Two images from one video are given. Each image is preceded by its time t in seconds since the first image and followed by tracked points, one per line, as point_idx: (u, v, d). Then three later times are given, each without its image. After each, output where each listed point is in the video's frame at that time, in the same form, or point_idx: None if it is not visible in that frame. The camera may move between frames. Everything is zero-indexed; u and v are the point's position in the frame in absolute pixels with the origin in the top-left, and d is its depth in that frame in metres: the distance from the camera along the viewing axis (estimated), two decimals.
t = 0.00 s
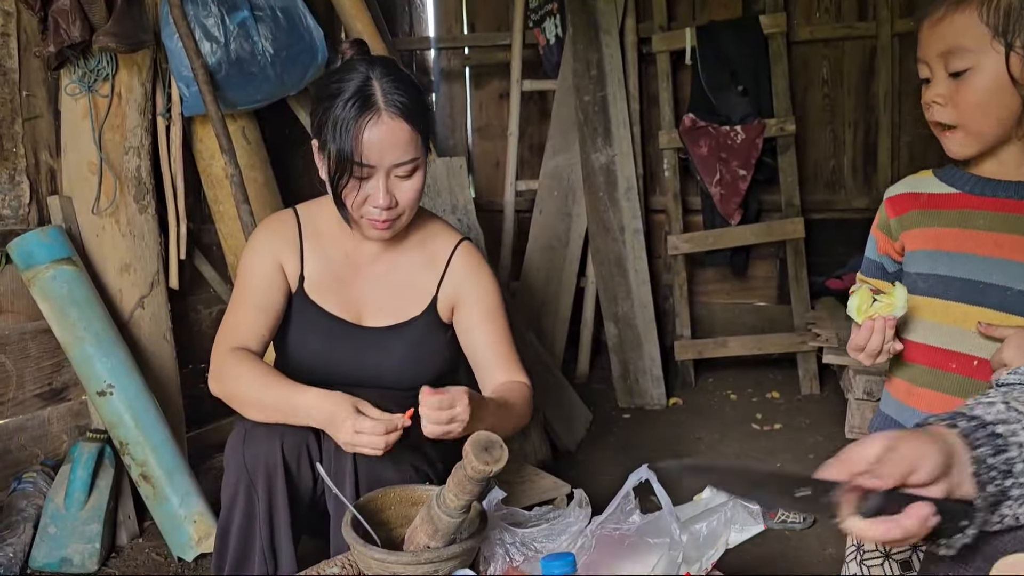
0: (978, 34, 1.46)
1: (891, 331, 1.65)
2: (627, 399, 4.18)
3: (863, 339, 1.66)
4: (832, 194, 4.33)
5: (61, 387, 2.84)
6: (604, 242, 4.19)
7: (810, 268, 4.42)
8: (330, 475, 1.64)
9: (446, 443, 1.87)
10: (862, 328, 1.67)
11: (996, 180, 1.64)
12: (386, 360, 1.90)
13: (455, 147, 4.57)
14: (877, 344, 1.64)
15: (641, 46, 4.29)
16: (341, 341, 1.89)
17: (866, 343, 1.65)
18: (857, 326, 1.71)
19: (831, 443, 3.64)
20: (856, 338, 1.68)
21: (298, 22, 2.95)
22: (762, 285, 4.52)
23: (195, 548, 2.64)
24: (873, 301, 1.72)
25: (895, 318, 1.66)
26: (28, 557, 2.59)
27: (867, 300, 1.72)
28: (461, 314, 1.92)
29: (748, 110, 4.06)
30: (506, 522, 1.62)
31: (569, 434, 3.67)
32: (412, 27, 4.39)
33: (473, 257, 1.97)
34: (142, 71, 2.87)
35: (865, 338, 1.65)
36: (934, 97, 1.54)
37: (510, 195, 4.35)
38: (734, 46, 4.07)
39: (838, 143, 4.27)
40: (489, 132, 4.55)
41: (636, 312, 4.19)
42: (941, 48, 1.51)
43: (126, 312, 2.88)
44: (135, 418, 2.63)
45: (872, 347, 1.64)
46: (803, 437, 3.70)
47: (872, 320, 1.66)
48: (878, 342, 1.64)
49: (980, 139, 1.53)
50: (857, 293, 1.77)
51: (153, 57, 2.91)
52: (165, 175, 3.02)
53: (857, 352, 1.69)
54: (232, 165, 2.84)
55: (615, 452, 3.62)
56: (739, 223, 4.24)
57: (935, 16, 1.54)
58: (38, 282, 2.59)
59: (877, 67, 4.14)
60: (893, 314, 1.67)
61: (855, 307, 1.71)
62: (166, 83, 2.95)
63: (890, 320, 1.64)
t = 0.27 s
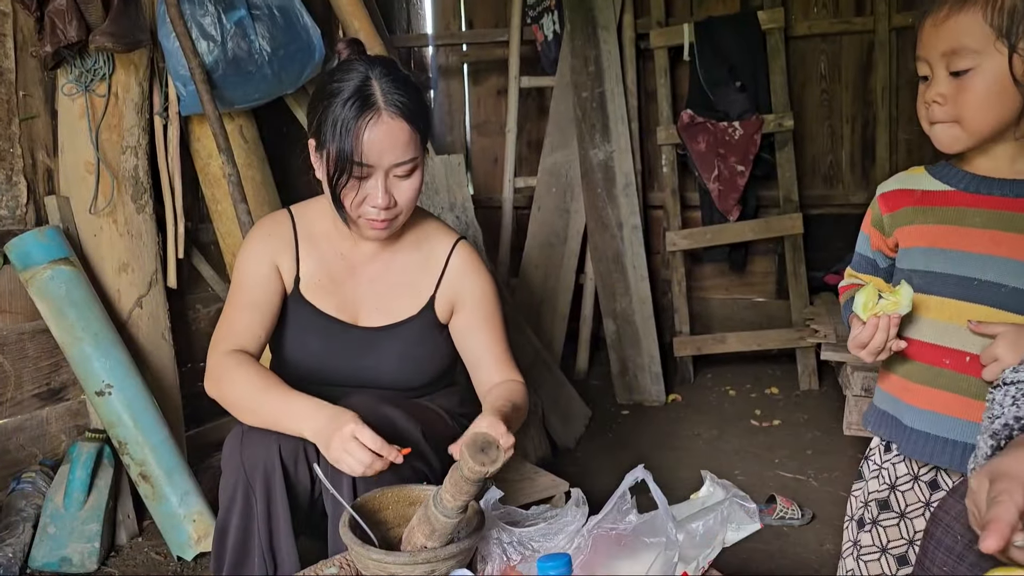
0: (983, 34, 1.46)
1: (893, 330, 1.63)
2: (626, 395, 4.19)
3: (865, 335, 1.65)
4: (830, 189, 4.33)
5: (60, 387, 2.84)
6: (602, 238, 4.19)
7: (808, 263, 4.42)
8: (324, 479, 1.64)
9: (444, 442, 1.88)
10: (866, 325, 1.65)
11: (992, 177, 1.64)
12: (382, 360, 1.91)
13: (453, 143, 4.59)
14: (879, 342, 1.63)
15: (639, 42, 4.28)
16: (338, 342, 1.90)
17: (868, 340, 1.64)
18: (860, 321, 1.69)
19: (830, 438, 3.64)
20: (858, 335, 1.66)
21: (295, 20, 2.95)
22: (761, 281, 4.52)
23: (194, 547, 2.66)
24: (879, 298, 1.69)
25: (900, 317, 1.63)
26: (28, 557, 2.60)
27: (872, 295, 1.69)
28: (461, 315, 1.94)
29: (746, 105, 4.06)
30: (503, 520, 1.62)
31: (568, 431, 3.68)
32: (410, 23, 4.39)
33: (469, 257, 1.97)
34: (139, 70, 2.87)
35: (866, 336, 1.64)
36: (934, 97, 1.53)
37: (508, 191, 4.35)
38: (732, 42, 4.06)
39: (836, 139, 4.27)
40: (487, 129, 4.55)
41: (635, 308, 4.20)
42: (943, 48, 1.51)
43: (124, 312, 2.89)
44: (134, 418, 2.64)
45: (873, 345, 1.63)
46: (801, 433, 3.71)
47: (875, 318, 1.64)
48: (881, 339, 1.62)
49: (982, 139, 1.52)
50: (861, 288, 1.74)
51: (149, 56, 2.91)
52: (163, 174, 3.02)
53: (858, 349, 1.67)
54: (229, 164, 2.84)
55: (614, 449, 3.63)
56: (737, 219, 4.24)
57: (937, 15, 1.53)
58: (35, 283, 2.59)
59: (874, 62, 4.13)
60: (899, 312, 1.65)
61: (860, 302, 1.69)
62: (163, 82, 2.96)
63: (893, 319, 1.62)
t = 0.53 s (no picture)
0: (973, 26, 1.45)
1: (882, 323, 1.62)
2: (627, 390, 4.17)
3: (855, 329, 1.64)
4: (831, 182, 4.31)
5: (58, 384, 2.84)
6: (602, 233, 4.18)
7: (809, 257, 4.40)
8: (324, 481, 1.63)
9: (442, 438, 1.87)
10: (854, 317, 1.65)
11: (984, 169, 1.62)
12: (383, 356, 1.90)
13: (452, 139, 4.58)
14: (868, 335, 1.62)
15: (639, 36, 4.26)
16: (338, 337, 1.89)
17: (858, 333, 1.63)
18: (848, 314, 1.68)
19: (831, 433, 3.63)
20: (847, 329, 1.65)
21: (292, 16, 2.90)
22: (762, 275, 4.50)
23: (192, 544, 2.66)
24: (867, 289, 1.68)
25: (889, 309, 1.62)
26: (26, 555, 2.59)
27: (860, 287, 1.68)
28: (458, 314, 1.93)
29: (746, 99, 4.04)
30: (500, 517, 1.61)
31: (568, 426, 3.67)
32: (409, 18, 4.37)
33: (471, 254, 1.96)
34: (135, 67, 2.87)
35: (856, 328, 1.63)
36: (927, 90, 1.52)
37: (508, 187, 4.34)
38: (731, 35, 4.04)
39: (837, 132, 4.25)
40: (487, 124, 4.54)
41: (635, 303, 4.18)
42: (934, 41, 1.50)
43: (122, 309, 2.88)
44: (132, 416, 2.63)
45: (863, 338, 1.62)
46: (803, 428, 3.69)
47: (863, 311, 1.63)
48: (870, 332, 1.61)
49: (978, 129, 1.50)
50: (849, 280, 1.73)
51: (145, 52, 2.90)
52: (160, 171, 3.01)
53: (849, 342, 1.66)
54: (226, 160, 2.83)
55: (615, 444, 3.62)
56: (738, 213, 4.22)
57: (927, 9, 1.52)
58: (32, 281, 2.58)
59: (875, 54, 4.11)
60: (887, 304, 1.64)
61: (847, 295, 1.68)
62: (160, 79, 2.95)
63: (881, 312, 1.61)
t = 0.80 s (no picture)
0: (972, 15, 1.42)
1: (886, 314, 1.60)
2: (630, 386, 4.15)
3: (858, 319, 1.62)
4: (835, 176, 4.28)
5: (58, 383, 2.82)
6: (604, 228, 4.15)
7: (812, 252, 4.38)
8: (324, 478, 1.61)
9: (443, 434, 1.85)
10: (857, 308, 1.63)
11: (989, 160, 1.59)
12: (387, 353, 1.89)
13: (454, 134, 4.55)
14: (871, 325, 1.60)
15: (640, 29, 4.23)
16: (342, 335, 1.87)
17: (861, 325, 1.61)
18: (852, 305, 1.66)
19: (835, 428, 3.61)
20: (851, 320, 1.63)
21: (290, 11, 2.87)
22: (765, 270, 4.48)
23: (193, 543, 2.64)
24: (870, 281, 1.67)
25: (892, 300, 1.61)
26: (27, 554, 2.59)
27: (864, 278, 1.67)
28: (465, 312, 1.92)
29: (749, 92, 4.01)
30: (500, 515, 1.59)
31: (571, 423, 3.65)
32: (409, 13, 4.35)
33: (476, 252, 1.95)
34: (133, 63, 2.85)
35: (859, 319, 1.61)
36: (929, 81, 1.50)
37: (509, 182, 4.31)
38: (733, 28, 4.01)
39: (840, 124, 4.22)
40: (488, 119, 4.52)
41: (638, 298, 4.16)
42: (933, 31, 1.47)
43: (122, 307, 2.87)
44: (133, 414, 2.62)
45: (866, 328, 1.60)
46: (807, 423, 3.67)
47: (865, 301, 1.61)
48: (873, 323, 1.59)
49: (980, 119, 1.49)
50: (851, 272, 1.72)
51: (143, 48, 2.89)
52: (159, 168, 2.99)
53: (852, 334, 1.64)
54: (225, 157, 2.81)
55: (618, 440, 3.60)
56: (740, 207, 4.19)
57: None
58: (31, 279, 2.57)
59: (878, 47, 4.08)
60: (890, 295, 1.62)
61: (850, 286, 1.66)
62: (158, 75, 2.93)
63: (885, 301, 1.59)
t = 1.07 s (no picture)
0: (990, 6, 1.40)
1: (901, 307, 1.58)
2: (641, 385, 4.13)
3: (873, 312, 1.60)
4: (847, 173, 4.25)
5: (70, 383, 2.83)
6: (614, 226, 4.13)
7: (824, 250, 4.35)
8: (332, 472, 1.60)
9: (454, 433, 1.84)
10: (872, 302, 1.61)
11: (1008, 152, 1.57)
12: (398, 351, 1.88)
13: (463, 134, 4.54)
14: (887, 319, 1.58)
15: (649, 28, 4.22)
16: (353, 332, 1.86)
17: (877, 318, 1.59)
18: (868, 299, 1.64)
19: (849, 426, 3.58)
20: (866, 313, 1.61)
21: (299, 10, 2.88)
22: (776, 268, 4.45)
23: (205, 542, 2.65)
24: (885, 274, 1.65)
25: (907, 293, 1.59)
26: (39, 554, 2.59)
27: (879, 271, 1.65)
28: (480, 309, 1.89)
29: (759, 90, 3.98)
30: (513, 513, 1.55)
31: (582, 422, 3.63)
32: (417, 13, 4.34)
33: (491, 250, 1.92)
34: (142, 63, 2.85)
35: (876, 313, 1.59)
36: (946, 73, 1.48)
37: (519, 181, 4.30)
38: (744, 25, 3.98)
39: (852, 122, 4.19)
40: (498, 118, 4.51)
41: (648, 297, 4.14)
42: (951, 23, 1.45)
43: (132, 307, 2.87)
44: (144, 414, 2.62)
45: (883, 322, 1.58)
46: (820, 421, 3.64)
47: (880, 294, 1.59)
48: (889, 317, 1.57)
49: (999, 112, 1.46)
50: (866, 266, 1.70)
51: (152, 48, 2.89)
52: (169, 169, 2.99)
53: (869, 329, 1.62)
54: (235, 156, 2.81)
55: (629, 440, 3.58)
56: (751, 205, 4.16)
57: None
58: (42, 279, 2.57)
59: (890, 43, 4.05)
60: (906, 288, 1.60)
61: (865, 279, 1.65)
62: (168, 76, 2.94)
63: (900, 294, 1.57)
